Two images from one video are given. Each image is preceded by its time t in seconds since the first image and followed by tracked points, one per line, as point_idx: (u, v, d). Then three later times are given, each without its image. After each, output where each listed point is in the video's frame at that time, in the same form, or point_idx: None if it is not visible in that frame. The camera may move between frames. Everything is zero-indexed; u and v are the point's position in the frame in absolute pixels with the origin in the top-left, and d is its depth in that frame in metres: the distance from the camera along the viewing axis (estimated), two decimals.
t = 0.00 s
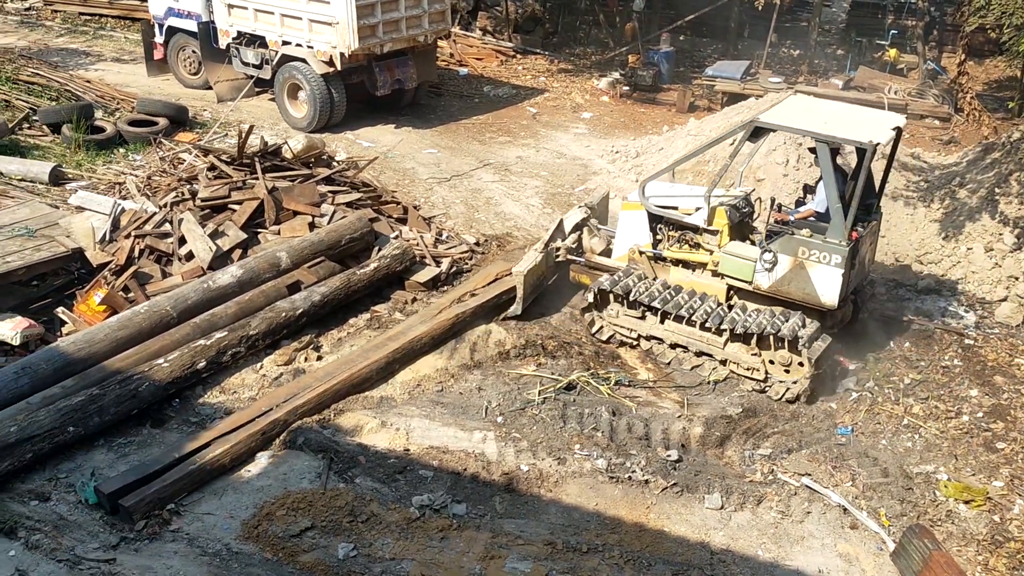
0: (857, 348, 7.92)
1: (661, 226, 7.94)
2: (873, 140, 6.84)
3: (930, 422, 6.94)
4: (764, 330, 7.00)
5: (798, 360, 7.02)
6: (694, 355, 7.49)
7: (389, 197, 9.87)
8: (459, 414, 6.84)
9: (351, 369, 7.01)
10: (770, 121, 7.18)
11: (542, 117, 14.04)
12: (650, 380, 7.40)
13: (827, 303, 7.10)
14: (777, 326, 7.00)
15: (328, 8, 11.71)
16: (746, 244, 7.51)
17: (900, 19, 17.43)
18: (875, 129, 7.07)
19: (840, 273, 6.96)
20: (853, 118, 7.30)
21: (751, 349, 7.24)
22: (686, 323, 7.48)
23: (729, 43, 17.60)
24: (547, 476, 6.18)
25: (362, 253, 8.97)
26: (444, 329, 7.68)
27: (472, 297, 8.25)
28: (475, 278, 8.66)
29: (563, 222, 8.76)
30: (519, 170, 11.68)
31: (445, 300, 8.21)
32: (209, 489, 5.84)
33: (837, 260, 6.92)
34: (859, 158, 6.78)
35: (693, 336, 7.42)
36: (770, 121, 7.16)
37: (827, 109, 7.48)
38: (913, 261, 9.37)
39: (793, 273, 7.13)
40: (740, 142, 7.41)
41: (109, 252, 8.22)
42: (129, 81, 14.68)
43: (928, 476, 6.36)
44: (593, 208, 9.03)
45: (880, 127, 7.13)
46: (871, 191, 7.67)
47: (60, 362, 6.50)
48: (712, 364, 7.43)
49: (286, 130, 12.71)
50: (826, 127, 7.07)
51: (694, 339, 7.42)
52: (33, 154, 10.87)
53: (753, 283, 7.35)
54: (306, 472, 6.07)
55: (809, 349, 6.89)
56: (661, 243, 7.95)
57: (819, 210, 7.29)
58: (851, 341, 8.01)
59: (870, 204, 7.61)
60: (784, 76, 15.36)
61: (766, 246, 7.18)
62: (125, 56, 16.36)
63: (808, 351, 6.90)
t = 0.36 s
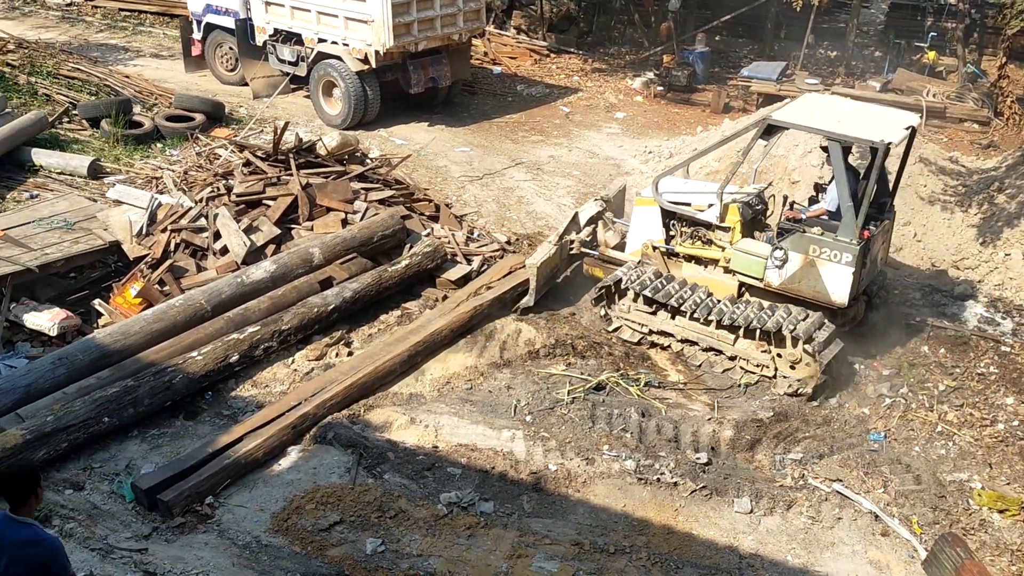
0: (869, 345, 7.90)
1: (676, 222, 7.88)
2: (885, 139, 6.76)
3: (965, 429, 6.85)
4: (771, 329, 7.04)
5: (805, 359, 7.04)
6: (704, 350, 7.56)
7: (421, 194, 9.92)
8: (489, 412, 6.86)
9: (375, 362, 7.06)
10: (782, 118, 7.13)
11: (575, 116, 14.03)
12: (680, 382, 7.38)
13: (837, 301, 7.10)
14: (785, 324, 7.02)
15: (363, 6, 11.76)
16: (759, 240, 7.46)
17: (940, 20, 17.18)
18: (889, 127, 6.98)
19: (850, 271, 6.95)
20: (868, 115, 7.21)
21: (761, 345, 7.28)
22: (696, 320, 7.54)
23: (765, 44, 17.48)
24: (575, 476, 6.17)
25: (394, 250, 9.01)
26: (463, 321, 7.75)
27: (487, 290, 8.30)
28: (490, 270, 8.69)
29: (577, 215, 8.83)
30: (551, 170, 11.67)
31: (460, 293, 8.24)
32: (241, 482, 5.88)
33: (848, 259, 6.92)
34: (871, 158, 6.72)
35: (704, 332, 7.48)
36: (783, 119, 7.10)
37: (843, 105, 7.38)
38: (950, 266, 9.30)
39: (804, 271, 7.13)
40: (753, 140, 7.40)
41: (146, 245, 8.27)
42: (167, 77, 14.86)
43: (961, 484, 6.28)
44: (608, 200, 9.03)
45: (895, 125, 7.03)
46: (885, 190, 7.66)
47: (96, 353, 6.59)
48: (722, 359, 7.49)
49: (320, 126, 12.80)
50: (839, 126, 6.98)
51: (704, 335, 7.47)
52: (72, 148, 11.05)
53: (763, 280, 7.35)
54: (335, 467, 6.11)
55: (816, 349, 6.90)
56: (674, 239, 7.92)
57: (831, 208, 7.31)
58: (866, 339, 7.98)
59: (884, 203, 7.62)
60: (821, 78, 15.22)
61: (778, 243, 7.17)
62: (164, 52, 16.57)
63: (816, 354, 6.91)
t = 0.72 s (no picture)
0: (869, 340, 7.98)
1: (671, 217, 8.06)
2: (878, 136, 6.90)
3: (983, 432, 6.80)
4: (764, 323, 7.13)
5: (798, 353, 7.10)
6: (701, 345, 7.63)
7: (438, 194, 9.95)
8: (505, 412, 6.86)
9: (384, 358, 7.12)
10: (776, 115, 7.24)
11: (592, 116, 14.02)
12: (697, 383, 7.35)
13: (830, 296, 7.16)
14: (779, 320, 7.09)
15: (381, 6, 11.80)
16: (755, 236, 7.58)
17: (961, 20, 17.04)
18: (881, 125, 7.12)
19: (842, 266, 7.03)
20: (860, 112, 7.35)
21: (756, 340, 7.35)
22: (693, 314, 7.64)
23: (783, 43, 17.41)
24: (591, 477, 6.16)
25: (410, 249, 9.04)
26: (471, 319, 7.80)
27: (489, 285, 8.37)
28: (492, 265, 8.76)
29: (577, 210, 9.04)
30: (568, 169, 11.67)
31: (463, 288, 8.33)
32: (258, 480, 5.91)
33: (841, 254, 7.00)
34: (865, 154, 6.85)
35: (699, 326, 7.56)
36: (777, 116, 7.23)
37: (835, 103, 7.52)
38: (970, 267, 9.22)
39: (798, 265, 7.22)
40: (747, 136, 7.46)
41: (165, 245, 8.35)
42: (185, 76, 14.96)
43: (980, 487, 6.23)
44: (607, 196, 9.29)
45: (886, 123, 7.18)
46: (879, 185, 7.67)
47: (115, 351, 6.64)
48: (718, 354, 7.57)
49: (337, 126, 12.85)
50: (831, 121, 7.14)
51: (700, 330, 7.56)
52: (92, 147, 11.15)
53: (758, 274, 7.47)
54: (351, 466, 6.13)
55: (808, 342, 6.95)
56: (671, 235, 8.11)
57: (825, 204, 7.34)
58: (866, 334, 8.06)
59: (879, 198, 7.65)
60: (839, 78, 15.16)
61: (773, 238, 7.28)
62: (183, 52, 16.67)
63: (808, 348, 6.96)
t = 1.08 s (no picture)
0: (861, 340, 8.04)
1: (654, 212, 8.23)
2: (856, 130, 6.94)
3: (987, 432, 6.79)
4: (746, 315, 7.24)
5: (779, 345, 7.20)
6: (683, 337, 7.72)
7: (441, 194, 9.95)
8: (507, 412, 6.86)
9: (380, 355, 7.16)
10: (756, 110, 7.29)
11: (595, 116, 14.02)
12: (699, 382, 7.35)
13: (810, 289, 7.28)
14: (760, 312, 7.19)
15: (383, 6, 11.79)
16: (736, 229, 7.69)
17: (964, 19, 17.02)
18: (860, 119, 7.16)
19: (820, 260, 7.13)
20: (839, 107, 7.39)
21: (738, 332, 7.45)
22: (677, 306, 7.73)
23: (786, 43, 17.41)
24: (594, 477, 6.16)
25: (412, 249, 9.04)
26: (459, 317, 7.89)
27: (478, 280, 8.51)
28: (481, 259, 8.91)
29: (563, 205, 9.11)
30: (570, 169, 11.68)
31: (454, 282, 8.46)
32: (260, 480, 5.92)
33: (820, 246, 7.09)
34: (844, 148, 6.89)
35: (682, 319, 7.65)
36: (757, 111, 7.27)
37: (814, 98, 7.57)
38: (972, 267, 9.22)
39: (779, 259, 7.31)
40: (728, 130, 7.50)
41: (167, 245, 8.44)
42: (188, 76, 14.98)
43: (983, 487, 6.22)
44: (594, 192, 9.36)
45: (865, 117, 7.22)
46: (858, 179, 7.83)
47: (118, 350, 6.64)
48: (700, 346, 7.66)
49: (340, 126, 12.86)
50: (809, 116, 7.17)
51: (682, 322, 7.65)
52: (95, 147, 11.17)
53: (740, 268, 7.54)
54: (354, 465, 6.13)
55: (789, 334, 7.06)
56: (655, 228, 8.24)
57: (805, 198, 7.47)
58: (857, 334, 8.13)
59: (858, 192, 7.81)
60: (843, 78, 15.16)
61: (753, 232, 7.37)
62: (186, 51, 16.68)
63: (790, 341, 7.06)
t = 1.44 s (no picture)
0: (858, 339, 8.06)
1: (637, 207, 8.28)
2: (831, 126, 6.96)
3: (987, 432, 6.78)
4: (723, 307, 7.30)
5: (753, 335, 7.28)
6: (664, 330, 7.78)
7: (441, 194, 9.97)
8: (507, 412, 6.86)
9: (376, 350, 7.16)
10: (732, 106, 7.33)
11: (595, 116, 14.01)
12: (699, 382, 7.35)
13: (788, 281, 7.31)
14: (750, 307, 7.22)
15: (384, 6, 11.79)
16: (715, 223, 7.75)
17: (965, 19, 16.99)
18: (836, 114, 7.18)
19: (796, 253, 7.19)
20: (816, 102, 7.41)
21: (717, 325, 7.51)
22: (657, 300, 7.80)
23: (786, 43, 17.42)
24: (594, 476, 6.16)
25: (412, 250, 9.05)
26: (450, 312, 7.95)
27: (468, 274, 8.51)
28: (470, 252, 8.92)
29: (547, 200, 9.09)
30: (570, 169, 11.68)
31: (445, 276, 8.48)
32: (260, 480, 5.91)
33: (797, 240, 7.14)
34: (819, 144, 6.92)
35: (663, 312, 7.73)
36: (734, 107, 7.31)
37: (792, 93, 7.58)
38: (972, 267, 9.22)
39: (757, 253, 7.37)
40: (707, 126, 7.56)
41: (167, 244, 8.46)
42: (188, 76, 14.98)
43: (983, 487, 6.22)
44: (578, 186, 9.34)
45: (841, 111, 7.24)
46: (836, 173, 7.90)
47: (117, 349, 6.64)
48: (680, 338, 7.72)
49: (340, 126, 12.86)
50: (787, 111, 7.21)
51: (662, 315, 7.72)
52: (95, 147, 11.18)
53: (720, 262, 7.60)
54: (354, 465, 6.13)
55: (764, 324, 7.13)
56: (637, 223, 8.29)
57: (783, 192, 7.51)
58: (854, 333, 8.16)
59: (835, 186, 7.86)
60: (844, 78, 15.18)
61: (732, 226, 7.43)
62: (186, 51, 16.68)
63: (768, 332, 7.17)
